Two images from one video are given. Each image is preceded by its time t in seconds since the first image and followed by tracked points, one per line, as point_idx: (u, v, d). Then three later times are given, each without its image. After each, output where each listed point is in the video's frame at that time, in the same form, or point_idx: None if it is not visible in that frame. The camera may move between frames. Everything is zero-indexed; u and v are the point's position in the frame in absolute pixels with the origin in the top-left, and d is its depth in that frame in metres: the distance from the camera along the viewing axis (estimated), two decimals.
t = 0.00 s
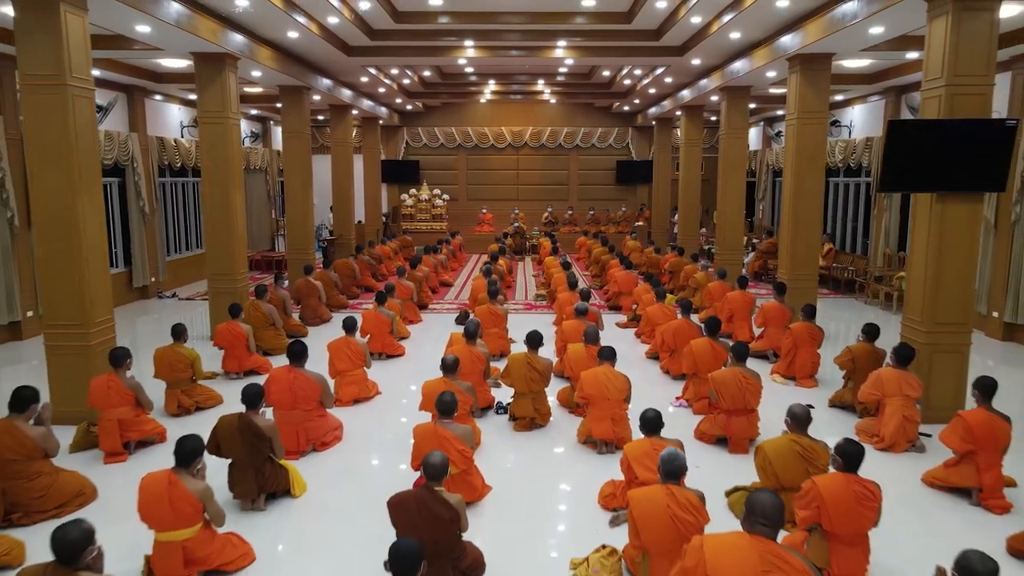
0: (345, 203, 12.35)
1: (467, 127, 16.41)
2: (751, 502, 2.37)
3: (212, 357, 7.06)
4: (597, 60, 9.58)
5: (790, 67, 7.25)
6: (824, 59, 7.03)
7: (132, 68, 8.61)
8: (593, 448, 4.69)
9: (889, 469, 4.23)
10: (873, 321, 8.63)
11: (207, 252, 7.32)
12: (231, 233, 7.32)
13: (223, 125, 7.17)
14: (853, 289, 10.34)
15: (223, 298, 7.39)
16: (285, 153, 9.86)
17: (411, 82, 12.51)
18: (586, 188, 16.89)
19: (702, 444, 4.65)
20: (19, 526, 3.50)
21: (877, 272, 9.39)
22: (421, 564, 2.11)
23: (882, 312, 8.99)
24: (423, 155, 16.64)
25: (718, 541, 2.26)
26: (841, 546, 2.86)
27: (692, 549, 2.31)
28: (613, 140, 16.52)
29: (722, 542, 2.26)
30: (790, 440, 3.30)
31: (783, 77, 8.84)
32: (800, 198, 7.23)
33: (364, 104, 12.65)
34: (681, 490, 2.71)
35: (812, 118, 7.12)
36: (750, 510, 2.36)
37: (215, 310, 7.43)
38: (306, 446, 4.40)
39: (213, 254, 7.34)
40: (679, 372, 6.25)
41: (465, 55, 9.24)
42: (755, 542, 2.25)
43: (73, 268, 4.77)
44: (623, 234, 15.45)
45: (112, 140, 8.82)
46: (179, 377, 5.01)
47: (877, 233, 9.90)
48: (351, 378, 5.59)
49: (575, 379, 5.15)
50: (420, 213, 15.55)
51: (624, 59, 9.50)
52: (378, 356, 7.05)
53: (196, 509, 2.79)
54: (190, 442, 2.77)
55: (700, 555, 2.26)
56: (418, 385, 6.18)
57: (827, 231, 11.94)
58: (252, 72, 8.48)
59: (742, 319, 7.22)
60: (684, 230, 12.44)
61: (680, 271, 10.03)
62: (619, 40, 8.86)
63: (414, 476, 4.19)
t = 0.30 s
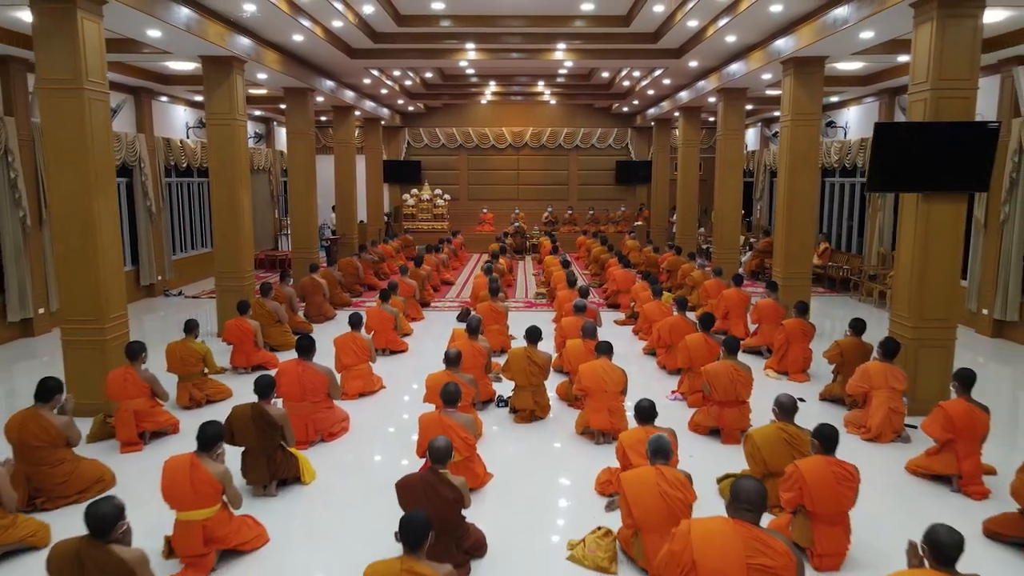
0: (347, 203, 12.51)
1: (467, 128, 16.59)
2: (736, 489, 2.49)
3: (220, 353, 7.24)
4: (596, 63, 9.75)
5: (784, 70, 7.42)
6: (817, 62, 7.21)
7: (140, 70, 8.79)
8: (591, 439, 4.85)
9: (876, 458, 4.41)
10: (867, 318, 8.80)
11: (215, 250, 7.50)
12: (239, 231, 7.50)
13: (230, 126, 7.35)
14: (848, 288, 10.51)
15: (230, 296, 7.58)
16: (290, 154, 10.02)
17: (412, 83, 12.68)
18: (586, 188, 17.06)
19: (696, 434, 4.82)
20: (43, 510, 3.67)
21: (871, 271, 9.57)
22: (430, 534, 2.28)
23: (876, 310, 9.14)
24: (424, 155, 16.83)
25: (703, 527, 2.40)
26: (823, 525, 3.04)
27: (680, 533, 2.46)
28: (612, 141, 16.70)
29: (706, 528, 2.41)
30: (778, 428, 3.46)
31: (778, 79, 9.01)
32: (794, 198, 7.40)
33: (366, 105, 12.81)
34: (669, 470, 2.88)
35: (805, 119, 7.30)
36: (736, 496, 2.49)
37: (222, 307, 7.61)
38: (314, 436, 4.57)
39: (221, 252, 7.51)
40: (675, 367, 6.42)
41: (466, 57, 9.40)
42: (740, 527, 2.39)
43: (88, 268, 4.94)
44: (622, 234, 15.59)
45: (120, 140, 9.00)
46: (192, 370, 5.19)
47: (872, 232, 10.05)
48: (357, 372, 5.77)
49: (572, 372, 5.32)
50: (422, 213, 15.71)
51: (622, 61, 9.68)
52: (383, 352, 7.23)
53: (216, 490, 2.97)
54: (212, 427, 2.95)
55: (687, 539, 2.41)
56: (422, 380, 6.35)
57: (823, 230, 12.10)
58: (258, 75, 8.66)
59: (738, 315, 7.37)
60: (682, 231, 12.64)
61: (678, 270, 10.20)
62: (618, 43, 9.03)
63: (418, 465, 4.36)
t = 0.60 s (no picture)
0: (350, 203, 12.68)
1: (469, 129, 16.74)
2: (721, 481, 2.56)
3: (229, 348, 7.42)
4: (595, 65, 9.91)
5: (779, 73, 7.59)
6: (810, 65, 7.38)
7: (148, 73, 8.96)
8: (589, 430, 5.02)
9: (864, 448, 4.58)
10: (861, 316, 8.96)
11: (221, 249, 7.67)
12: (245, 230, 7.67)
13: (237, 127, 7.52)
14: (843, 286, 10.67)
15: (236, 294, 7.76)
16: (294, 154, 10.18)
17: (414, 85, 12.85)
18: (586, 188, 17.23)
19: (690, 426, 4.99)
20: (64, 496, 3.84)
21: (865, 270, 9.74)
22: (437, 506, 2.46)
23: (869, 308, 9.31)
24: (425, 155, 17.02)
25: (691, 517, 2.44)
26: (808, 506, 3.21)
27: (669, 524, 2.50)
28: (611, 142, 16.89)
29: (694, 517, 2.44)
30: (766, 417, 3.63)
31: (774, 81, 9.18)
32: (788, 197, 7.57)
33: (368, 106, 12.98)
34: (658, 451, 3.13)
35: (799, 121, 7.47)
36: (720, 487, 2.55)
37: (228, 305, 7.79)
38: (321, 427, 4.73)
39: (227, 251, 7.69)
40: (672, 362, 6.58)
41: (467, 60, 9.56)
42: (727, 515, 2.42)
43: (104, 267, 5.12)
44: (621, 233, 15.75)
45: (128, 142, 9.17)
46: (203, 363, 5.36)
47: (867, 232, 10.22)
48: (363, 366, 5.93)
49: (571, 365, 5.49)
50: (423, 213, 15.88)
51: (621, 63, 9.85)
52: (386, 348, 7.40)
53: (236, 470, 3.19)
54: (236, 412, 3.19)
55: (677, 529, 2.45)
56: (424, 375, 6.52)
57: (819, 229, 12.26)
58: (264, 78, 8.84)
59: (733, 312, 7.54)
60: (680, 231, 12.82)
61: (675, 268, 10.36)
62: (616, 45, 9.19)
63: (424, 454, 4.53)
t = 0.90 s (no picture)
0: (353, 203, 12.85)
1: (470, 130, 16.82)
2: (700, 468, 2.70)
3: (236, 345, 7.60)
4: (594, 67, 10.07)
5: (774, 76, 7.76)
6: (803, 68, 7.55)
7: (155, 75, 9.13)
8: (587, 422, 5.19)
9: (851, 439, 4.75)
10: (854, 313, 9.14)
11: (228, 248, 7.84)
12: (251, 229, 7.84)
13: (244, 129, 7.69)
14: (838, 285, 10.84)
15: (242, 292, 7.94)
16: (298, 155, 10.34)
17: (416, 86, 13.02)
18: (585, 188, 17.41)
19: (685, 419, 5.15)
20: (83, 483, 4.00)
21: (859, 268, 9.92)
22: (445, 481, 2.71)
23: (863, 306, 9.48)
24: (427, 155, 17.19)
25: (677, 500, 2.60)
26: (793, 491, 3.38)
27: (657, 510, 2.65)
28: (611, 142, 17.06)
29: (680, 500, 2.60)
30: (753, 405, 3.79)
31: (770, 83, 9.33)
32: (782, 198, 7.74)
33: (371, 108, 13.15)
34: (649, 439, 3.40)
35: (793, 122, 7.64)
36: (701, 472, 2.69)
37: (234, 303, 7.97)
38: (328, 419, 4.90)
39: (234, 250, 7.86)
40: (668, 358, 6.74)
41: (468, 62, 9.70)
42: (710, 494, 2.59)
43: (117, 266, 5.29)
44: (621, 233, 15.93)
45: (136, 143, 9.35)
46: (215, 355, 5.53)
47: (861, 231, 10.38)
48: (368, 361, 6.11)
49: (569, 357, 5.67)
50: (424, 213, 16.04)
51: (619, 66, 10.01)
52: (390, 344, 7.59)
53: (257, 451, 3.41)
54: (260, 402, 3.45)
55: (665, 513, 2.60)
56: (427, 370, 6.70)
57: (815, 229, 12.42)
58: (269, 80, 9.01)
59: (729, 309, 7.70)
60: (678, 230, 13.00)
61: (673, 267, 10.53)
62: (615, 48, 9.34)
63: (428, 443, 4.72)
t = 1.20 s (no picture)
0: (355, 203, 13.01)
1: (471, 130, 17.08)
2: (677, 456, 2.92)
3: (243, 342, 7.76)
4: (593, 69, 10.23)
5: (768, 78, 7.93)
6: (797, 71, 7.72)
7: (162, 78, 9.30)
8: (586, 415, 5.35)
9: (839, 431, 4.92)
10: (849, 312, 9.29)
11: (234, 247, 8.02)
12: (256, 229, 8.02)
13: (249, 130, 7.86)
14: (834, 284, 11.00)
15: (248, 290, 8.12)
16: (302, 156, 10.50)
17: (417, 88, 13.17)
18: (585, 188, 17.57)
19: (680, 411, 5.31)
20: (103, 471, 4.18)
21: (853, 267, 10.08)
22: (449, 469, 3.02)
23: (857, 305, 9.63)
24: (428, 155, 17.35)
25: (660, 479, 2.81)
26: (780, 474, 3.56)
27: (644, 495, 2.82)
28: (610, 143, 17.21)
29: (662, 479, 2.81)
30: (740, 399, 3.97)
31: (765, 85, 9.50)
32: (777, 198, 7.90)
33: (372, 108, 13.30)
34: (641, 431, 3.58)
35: (788, 124, 7.82)
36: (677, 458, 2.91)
37: (240, 300, 8.15)
38: (334, 412, 5.08)
39: (240, 249, 8.03)
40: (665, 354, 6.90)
41: (469, 64, 9.84)
42: (685, 468, 2.84)
43: (130, 265, 5.47)
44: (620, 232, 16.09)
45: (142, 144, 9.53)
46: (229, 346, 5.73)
47: (856, 231, 10.54)
48: (372, 356, 6.28)
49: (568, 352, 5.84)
50: (425, 213, 16.21)
51: (618, 68, 10.17)
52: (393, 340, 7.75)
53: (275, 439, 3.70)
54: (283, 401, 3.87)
55: (651, 490, 2.79)
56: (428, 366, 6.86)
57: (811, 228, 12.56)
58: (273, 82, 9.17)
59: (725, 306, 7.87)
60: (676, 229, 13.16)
61: (670, 267, 10.70)
62: (614, 51, 9.50)
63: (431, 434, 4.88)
